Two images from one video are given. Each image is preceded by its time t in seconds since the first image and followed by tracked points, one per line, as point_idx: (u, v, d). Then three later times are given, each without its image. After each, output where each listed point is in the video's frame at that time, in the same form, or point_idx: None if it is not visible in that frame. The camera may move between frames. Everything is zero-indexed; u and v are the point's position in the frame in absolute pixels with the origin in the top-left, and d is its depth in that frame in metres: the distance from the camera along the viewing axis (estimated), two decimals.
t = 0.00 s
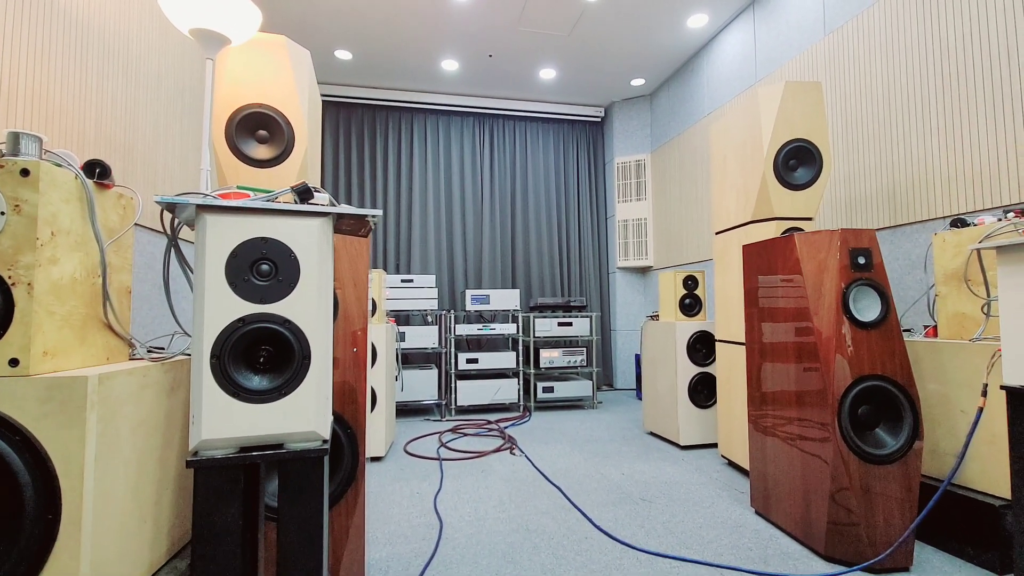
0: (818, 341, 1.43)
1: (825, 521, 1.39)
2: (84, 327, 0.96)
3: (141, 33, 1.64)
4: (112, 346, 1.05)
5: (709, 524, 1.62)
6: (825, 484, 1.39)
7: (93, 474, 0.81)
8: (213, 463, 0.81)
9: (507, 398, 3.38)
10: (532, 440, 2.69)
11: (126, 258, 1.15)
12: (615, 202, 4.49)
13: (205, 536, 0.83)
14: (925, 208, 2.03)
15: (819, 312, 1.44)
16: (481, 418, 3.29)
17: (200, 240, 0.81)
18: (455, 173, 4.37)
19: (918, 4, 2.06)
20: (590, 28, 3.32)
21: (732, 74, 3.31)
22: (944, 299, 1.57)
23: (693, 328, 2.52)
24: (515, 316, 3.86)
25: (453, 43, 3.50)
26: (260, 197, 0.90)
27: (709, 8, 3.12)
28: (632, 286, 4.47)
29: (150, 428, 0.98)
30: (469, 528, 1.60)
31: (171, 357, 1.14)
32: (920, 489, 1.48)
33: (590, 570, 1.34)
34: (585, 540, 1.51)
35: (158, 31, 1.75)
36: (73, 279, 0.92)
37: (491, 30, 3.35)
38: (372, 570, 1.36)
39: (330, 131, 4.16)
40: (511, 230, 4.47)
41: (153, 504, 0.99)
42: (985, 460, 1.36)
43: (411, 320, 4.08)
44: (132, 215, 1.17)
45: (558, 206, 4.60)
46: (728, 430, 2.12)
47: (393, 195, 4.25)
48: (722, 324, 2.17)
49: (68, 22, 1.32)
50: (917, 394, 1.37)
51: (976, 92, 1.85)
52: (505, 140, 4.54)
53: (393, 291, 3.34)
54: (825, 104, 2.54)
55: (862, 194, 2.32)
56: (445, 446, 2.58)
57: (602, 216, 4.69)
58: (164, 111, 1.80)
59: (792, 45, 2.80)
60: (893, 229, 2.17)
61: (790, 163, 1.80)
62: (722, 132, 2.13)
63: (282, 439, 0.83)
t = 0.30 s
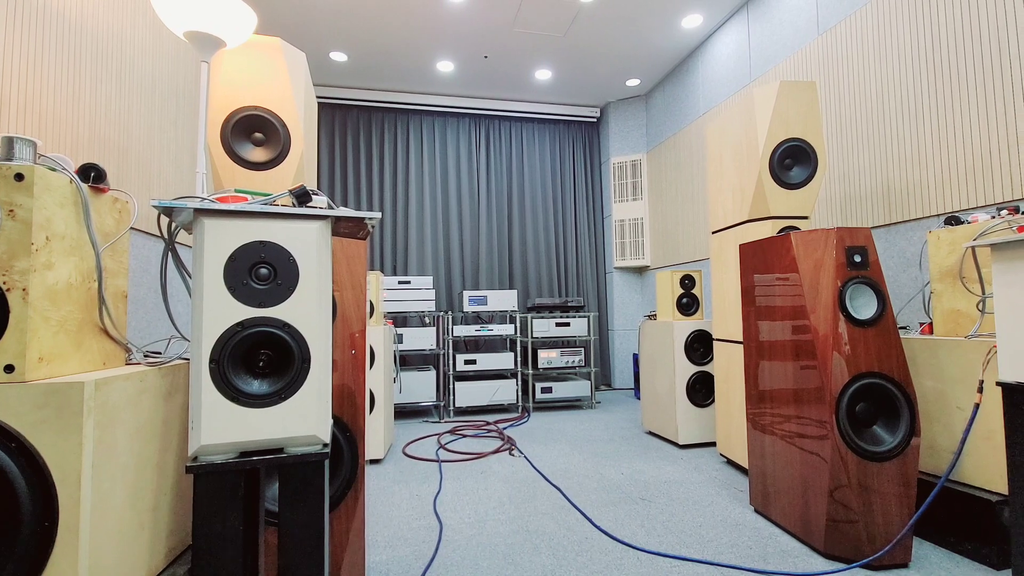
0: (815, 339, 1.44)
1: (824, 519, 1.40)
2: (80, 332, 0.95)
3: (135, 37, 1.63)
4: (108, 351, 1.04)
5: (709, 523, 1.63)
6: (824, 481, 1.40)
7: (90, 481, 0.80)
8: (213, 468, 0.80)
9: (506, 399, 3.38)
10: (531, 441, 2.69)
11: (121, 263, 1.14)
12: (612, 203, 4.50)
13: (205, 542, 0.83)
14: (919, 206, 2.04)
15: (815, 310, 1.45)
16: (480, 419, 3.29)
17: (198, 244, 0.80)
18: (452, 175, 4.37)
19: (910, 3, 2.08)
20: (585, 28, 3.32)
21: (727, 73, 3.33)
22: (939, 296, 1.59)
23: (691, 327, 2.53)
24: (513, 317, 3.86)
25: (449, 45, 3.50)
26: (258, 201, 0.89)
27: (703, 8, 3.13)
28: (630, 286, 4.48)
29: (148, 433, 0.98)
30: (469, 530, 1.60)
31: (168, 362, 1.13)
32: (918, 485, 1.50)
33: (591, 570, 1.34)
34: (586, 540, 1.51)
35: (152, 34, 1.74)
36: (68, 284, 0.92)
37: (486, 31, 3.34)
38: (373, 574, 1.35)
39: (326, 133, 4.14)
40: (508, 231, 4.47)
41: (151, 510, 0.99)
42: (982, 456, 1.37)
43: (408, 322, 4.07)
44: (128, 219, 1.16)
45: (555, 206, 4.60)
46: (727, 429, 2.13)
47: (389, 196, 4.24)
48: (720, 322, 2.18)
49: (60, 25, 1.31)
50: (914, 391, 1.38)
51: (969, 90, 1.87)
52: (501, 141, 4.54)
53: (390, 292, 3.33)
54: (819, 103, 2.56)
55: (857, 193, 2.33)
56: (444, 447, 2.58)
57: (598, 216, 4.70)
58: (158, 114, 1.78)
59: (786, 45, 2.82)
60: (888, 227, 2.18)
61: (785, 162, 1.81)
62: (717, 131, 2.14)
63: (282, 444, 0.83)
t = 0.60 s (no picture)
0: (814, 340, 1.44)
1: (823, 519, 1.40)
2: (78, 335, 0.94)
3: (132, 37, 1.62)
4: (106, 353, 1.04)
5: (708, 523, 1.63)
6: (823, 481, 1.40)
7: (89, 483, 0.80)
8: (213, 470, 0.80)
9: (504, 400, 3.38)
10: (530, 442, 2.69)
11: (120, 265, 1.14)
12: (610, 203, 4.50)
13: (206, 545, 0.83)
14: (916, 206, 2.05)
15: (814, 311, 1.45)
16: (478, 420, 3.28)
17: (198, 245, 0.80)
18: (450, 176, 4.37)
19: (906, 5, 2.09)
20: (583, 29, 3.32)
21: (724, 74, 3.34)
22: (936, 296, 1.60)
23: (689, 328, 2.53)
24: (511, 318, 3.86)
25: (446, 45, 3.50)
26: (258, 202, 0.89)
27: (700, 9, 3.14)
28: (628, 287, 4.48)
29: (147, 436, 0.97)
30: (469, 531, 1.59)
31: (167, 364, 1.13)
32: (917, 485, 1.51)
33: (591, 571, 1.34)
34: (586, 541, 1.51)
35: (149, 35, 1.73)
36: (67, 286, 0.91)
37: (484, 32, 3.34)
38: None
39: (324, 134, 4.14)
40: (506, 231, 4.47)
41: (150, 512, 0.98)
42: (980, 456, 1.38)
43: (407, 323, 4.07)
44: (126, 221, 1.15)
45: (553, 207, 4.61)
46: (726, 429, 2.13)
47: (387, 197, 4.24)
48: (718, 323, 2.18)
49: (57, 26, 1.30)
50: (912, 391, 1.39)
51: (964, 92, 1.88)
52: (499, 142, 4.54)
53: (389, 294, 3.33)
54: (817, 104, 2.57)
55: (854, 193, 2.35)
56: (443, 449, 2.58)
57: (596, 216, 4.71)
58: (155, 116, 1.78)
59: (783, 46, 2.83)
60: (885, 227, 2.20)
61: (783, 163, 1.82)
62: (715, 132, 2.14)
63: (283, 446, 0.83)
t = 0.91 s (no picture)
0: (812, 339, 1.45)
1: (821, 517, 1.41)
2: (74, 335, 0.93)
3: (127, 35, 1.61)
4: (103, 354, 1.03)
5: (706, 522, 1.64)
6: (820, 479, 1.41)
7: (86, 484, 0.79)
8: (212, 471, 0.80)
9: (502, 399, 3.37)
10: (528, 441, 2.69)
11: (116, 264, 1.13)
12: (607, 203, 4.51)
13: (206, 547, 0.82)
14: (913, 206, 2.07)
15: (812, 310, 1.46)
16: (477, 420, 3.28)
17: (196, 244, 0.79)
18: (447, 175, 4.36)
19: (903, 6, 2.10)
20: (580, 28, 3.32)
21: (722, 73, 3.35)
22: (933, 295, 1.61)
23: (687, 327, 2.54)
24: (509, 317, 3.86)
25: (443, 44, 3.49)
26: (257, 200, 0.88)
27: (698, 9, 3.15)
28: (626, 286, 4.48)
29: (144, 436, 0.96)
30: (468, 531, 1.59)
31: (164, 364, 1.12)
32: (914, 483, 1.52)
33: (591, 570, 1.34)
34: (584, 540, 1.51)
35: (144, 33, 1.72)
36: (63, 286, 0.90)
37: (482, 31, 3.33)
38: None
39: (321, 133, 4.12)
40: (504, 231, 4.47)
41: (147, 514, 0.97)
42: (976, 454, 1.39)
43: (404, 323, 4.06)
44: (122, 220, 1.14)
45: (551, 207, 4.61)
46: (724, 427, 2.14)
47: (385, 196, 4.23)
48: (716, 322, 2.19)
49: (51, 23, 1.29)
50: (909, 390, 1.40)
51: (961, 92, 1.90)
52: (497, 141, 4.53)
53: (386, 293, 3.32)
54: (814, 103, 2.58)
55: (851, 193, 2.36)
56: (441, 448, 2.57)
57: (594, 216, 4.71)
58: (151, 115, 1.76)
59: (780, 46, 2.84)
60: (882, 227, 2.21)
61: (781, 163, 1.82)
62: (713, 132, 2.15)
63: (283, 446, 0.82)
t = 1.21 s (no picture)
0: (810, 336, 1.45)
1: (820, 514, 1.41)
2: (69, 337, 0.92)
3: (120, 35, 1.59)
4: (98, 356, 1.01)
5: (706, 520, 1.64)
6: (819, 477, 1.41)
7: (82, 488, 0.78)
8: (210, 473, 0.79)
9: (501, 399, 3.37)
10: (527, 441, 2.68)
11: (110, 266, 1.12)
12: (605, 202, 4.51)
13: (205, 550, 0.81)
14: (908, 203, 2.08)
15: (810, 307, 1.46)
16: (475, 421, 3.27)
17: (193, 243, 0.78)
18: (445, 175, 4.35)
19: (898, 5, 2.12)
20: (577, 27, 3.32)
21: (718, 72, 3.36)
22: (930, 292, 1.61)
23: (685, 326, 2.54)
24: (507, 317, 3.86)
25: (439, 44, 3.48)
26: (254, 200, 0.88)
27: (694, 8, 3.15)
28: (624, 286, 4.49)
29: (141, 439, 0.95)
30: (468, 532, 1.59)
31: (161, 366, 1.11)
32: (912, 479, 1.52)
33: (591, 569, 1.34)
34: (584, 539, 1.51)
35: (138, 33, 1.70)
36: (56, 288, 0.89)
37: (478, 31, 3.33)
38: None
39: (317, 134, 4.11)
40: (501, 231, 4.46)
41: (144, 518, 0.96)
42: (974, 450, 1.40)
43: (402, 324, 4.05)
44: (117, 221, 1.13)
45: (548, 206, 4.60)
46: (722, 425, 2.15)
47: (381, 197, 4.22)
48: (714, 320, 2.19)
49: (43, 23, 1.27)
50: (907, 386, 1.40)
51: (956, 90, 1.91)
52: (494, 141, 4.53)
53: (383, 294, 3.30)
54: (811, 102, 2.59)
55: (848, 191, 2.37)
56: (440, 449, 2.56)
57: (591, 215, 4.71)
58: (145, 115, 1.75)
59: (776, 45, 2.85)
60: (879, 224, 2.22)
61: (778, 161, 1.83)
62: (710, 131, 2.15)
63: (282, 447, 0.81)
